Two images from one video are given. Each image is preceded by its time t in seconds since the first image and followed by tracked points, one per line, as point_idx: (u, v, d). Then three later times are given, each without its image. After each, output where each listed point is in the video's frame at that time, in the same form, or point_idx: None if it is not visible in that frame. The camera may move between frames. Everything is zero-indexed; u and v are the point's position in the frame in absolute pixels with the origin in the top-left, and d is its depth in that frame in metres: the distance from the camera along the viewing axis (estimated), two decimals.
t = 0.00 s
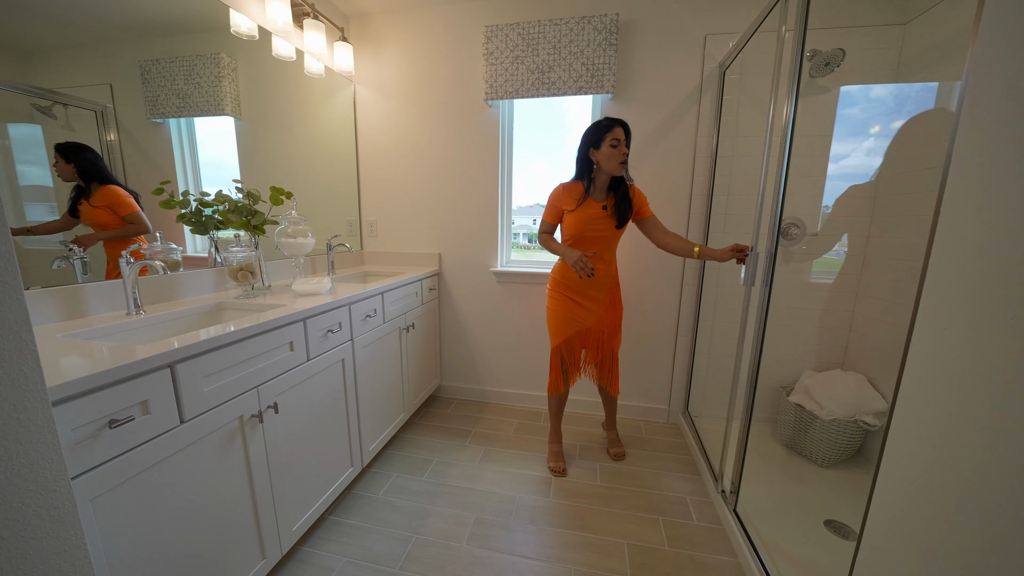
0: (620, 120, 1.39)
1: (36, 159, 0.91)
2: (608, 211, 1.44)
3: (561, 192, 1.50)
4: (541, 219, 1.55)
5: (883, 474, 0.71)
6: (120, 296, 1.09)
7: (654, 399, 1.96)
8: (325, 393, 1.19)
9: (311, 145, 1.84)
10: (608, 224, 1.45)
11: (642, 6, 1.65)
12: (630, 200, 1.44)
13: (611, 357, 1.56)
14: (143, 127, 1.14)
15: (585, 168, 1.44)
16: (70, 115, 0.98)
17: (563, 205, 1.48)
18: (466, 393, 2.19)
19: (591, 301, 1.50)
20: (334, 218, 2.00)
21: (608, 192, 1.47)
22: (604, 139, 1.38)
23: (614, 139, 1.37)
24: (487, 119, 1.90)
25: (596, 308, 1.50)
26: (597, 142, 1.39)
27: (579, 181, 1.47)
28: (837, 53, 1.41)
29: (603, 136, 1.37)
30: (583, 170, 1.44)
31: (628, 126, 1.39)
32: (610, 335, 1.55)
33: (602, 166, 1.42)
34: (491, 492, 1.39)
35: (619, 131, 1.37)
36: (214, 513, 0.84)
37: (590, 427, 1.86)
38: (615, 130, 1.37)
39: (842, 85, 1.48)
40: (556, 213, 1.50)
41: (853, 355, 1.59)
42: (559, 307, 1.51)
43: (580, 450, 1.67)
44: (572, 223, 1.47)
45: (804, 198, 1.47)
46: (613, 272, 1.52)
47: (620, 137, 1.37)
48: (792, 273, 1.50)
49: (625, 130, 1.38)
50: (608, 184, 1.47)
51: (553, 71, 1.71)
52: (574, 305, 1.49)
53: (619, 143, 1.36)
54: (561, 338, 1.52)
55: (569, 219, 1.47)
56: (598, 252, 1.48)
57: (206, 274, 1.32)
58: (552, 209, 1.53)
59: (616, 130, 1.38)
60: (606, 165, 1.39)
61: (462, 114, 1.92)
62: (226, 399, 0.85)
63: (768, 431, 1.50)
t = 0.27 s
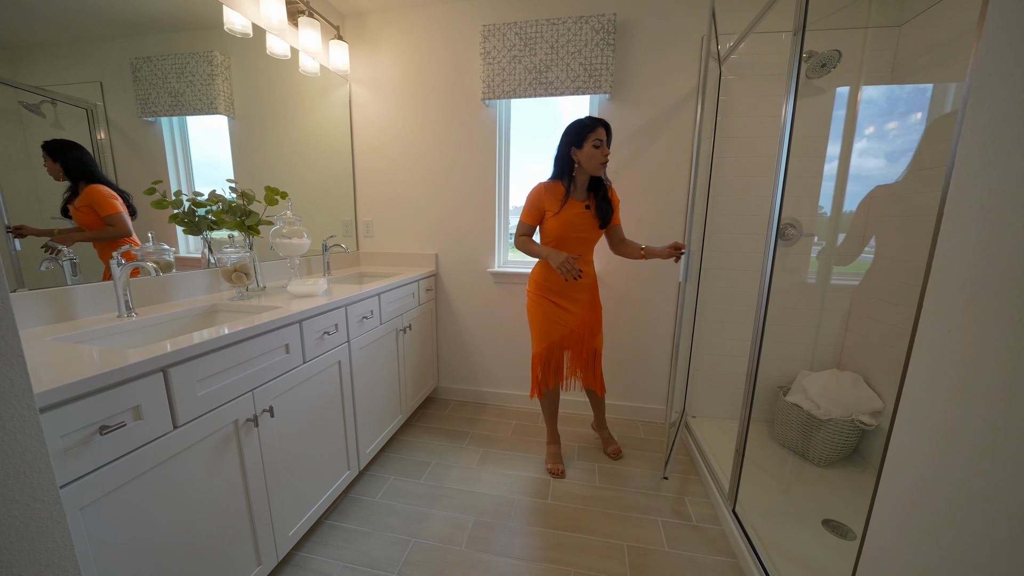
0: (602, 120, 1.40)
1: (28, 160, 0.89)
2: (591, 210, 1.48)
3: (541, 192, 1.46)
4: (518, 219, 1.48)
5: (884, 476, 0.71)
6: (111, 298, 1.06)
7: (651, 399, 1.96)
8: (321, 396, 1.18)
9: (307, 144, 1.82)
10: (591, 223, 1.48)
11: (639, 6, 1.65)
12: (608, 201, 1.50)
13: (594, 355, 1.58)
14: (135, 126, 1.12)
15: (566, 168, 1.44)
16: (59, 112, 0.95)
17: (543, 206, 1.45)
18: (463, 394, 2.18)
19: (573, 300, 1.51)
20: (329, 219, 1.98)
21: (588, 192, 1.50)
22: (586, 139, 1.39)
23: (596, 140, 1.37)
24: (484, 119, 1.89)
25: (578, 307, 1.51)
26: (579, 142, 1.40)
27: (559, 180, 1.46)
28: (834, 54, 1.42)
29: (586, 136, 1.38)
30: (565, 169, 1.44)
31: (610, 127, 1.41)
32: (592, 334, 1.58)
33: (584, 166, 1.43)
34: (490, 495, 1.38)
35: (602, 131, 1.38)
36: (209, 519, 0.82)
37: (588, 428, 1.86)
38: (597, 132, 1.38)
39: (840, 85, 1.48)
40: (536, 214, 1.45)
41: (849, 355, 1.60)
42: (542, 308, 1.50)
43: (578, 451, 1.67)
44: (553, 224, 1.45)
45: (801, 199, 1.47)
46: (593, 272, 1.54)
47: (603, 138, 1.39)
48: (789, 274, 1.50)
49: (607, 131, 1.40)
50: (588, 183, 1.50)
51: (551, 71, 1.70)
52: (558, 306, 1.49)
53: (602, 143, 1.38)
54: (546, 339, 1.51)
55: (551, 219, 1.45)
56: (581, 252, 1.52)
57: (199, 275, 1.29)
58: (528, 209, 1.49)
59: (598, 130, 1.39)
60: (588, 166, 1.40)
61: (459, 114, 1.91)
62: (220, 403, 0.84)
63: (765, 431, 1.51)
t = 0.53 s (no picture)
0: (582, 121, 1.42)
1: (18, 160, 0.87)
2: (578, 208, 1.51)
3: (531, 192, 1.42)
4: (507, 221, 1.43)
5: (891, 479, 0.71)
6: (105, 302, 1.04)
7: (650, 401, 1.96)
8: (321, 400, 1.16)
9: (304, 144, 1.80)
10: (579, 221, 1.51)
11: (640, 7, 1.64)
12: (587, 200, 1.55)
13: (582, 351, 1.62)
14: (127, 125, 1.10)
15: (553, 169, 1.44)
16: (50, 111, 0.93)
17: (533, 208, 1.42)
18: (462, 396, 2.17)
19: (563, 301, 1.52)
20: (327, 220, 1.96)
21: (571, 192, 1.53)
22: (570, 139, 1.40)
23: (580, 141, 1.40)
24: (483, 119, 1.88)
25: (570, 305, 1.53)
26: (564, 142, 1.41)
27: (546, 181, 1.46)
28: (833, 56, 1.42)
29: (570, 137, 1.39)
30: (551, 170, 1.44)
31: (592, 126, 1.43)
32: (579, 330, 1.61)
33: (569, 166, 1.44)
34: (490, 498, 1.37)
35: (586, 132, 1.40)
36: (207, 527, 0.80)
37: (587, 430, 1.85)
38: (581, 133, 1.39)
39: (839, 88, 1.48)
40: (527, 216, 1.42)
41: (848, 356, 1.61)
42: (538, 310, 1.48)
43: (578, 452, 1.66)
44: (543, 225, 1.45)
45: (800, 200, 1.48)
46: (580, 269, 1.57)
47: (586, 138, 1.41)
48: (789, 275, 1.51)
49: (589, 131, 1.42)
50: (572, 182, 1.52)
51: (551, 71, 1.69)
52: (552, 307, 1.49)
53: (585, 144, 1.41)
54: (536, 342, 1.50)
55: (542, 220, 1.44)
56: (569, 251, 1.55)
57: (195, 278, 1.27)
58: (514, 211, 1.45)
59: (581, 130, 1.41)
60: (572, 166, 1.43)
61: (458, 114, 1.90)
62: (218, 409, 0.82)
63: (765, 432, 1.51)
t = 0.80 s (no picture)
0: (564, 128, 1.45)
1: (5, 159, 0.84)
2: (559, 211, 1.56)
3: (522, 197, 1.41)
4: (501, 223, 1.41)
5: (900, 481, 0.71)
6: (98, 305, 1.01)
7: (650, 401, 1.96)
8: (321, 404, 1.15)
9: (300, 144, 1.77)
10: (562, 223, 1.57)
11: (639, 6, 1.64)
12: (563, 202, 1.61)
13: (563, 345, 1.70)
14: (117, 123, 1.06)
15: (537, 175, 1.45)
16: (36, 108, 0.89)
17: (525, 211, 1.42)
18: (461, 398, 2.15)
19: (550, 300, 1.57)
20: (324, 220, 1.93)
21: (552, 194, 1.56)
22: (553, 146, 1.43)
23: (563, 149, 1.44)
24: (482, 119, 1.86)
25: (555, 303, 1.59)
26: (548, 148, 1.43)
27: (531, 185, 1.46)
28: (832, 57, 1.42)
29: (554, 145, 1.41)
30: (536, 175, 1.46)
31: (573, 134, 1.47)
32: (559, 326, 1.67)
33: (551, 171, 1.48)
34: (492, 502, 1.36)
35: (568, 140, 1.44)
36: (206, 537, 0.78)
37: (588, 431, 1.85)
38: (564, 140, 1.43)
39: (837, 88, 1.50)
40: (522, 218, 1.41)
41: (847, 355, 1.62)
42: (528, 312, 1.51)
43: (579, 453, 1.65)
44: (534, 227, 1.47)
45: (800, 201, 1.48)
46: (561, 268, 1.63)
47: (567, 146, 1.45)
48: (788, 276, 1.51)
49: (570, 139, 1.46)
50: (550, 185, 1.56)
51: (551, 71, 1.69)
52: (542, 308, 1.52)
53: (567, 151, 1.45)
54: (526, 342, 1.54)
55: (534, 223, 1.46)
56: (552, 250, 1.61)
57: (191, 279, 1.24)
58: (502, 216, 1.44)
59: (563, 138, 1.44)
60: (555, 172, 1.46)
61: (456, 114, 1.88)
62: (217, 415, 0.80)
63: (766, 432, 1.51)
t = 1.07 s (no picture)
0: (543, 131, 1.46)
1: None
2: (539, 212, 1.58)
3: (507, 198, 1.41)
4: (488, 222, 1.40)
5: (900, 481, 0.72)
6: (87, 308, 0.99)
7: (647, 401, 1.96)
8: (318, 408, 1.13)
9: (294, 143, 1.75)
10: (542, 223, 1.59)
11: (637, 7, 1.64)
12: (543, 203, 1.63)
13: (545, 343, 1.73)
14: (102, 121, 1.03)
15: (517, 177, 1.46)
16: (18, 105, 0.85)
17: (510, 212, 1.42)
18: (457, 399, 2.14)
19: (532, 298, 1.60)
20: (318, 221, 1.91)
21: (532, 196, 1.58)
22: (532, 148, 1.44)
23: (541, 150, 1.45)
24: (478, 119, 1.85)
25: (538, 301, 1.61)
26: (526, 150, 1.44)
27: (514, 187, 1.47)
28: (826, 60, 1.42)
29: (533, 147, 1.42)
30: (517, 177, 1.46)
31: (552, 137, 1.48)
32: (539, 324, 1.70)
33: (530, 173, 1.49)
34: (491, 505, 1.35)
35: (548, 142, 1.45)
36: (202, 546, 0.77)
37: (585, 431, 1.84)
38: (542, 143, 1.44)
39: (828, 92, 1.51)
40: (509, 217, 1.42)
41: (841, 354, 1.64)
42: (513, 310, 1.52)
43: (578, 454, 1.65)
44: (517, 226, 1.48)
45: (795, 202, 1.50)
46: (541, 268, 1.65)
47: (547, 148, 1.46)
48: (784, 276, 1.53)
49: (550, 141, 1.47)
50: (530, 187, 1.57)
51: (548, 71, 1.68)
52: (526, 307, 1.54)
53: (545, 153, 1.46)
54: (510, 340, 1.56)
55: (520, 222, 1.47)
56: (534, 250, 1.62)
57: (183, 281, 1.22)
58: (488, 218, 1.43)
59: (542, 140, 1.45)
60: (534, 174, 1.47)
61: (453, 114, 1.87)
62: (213, 421, 0.78)
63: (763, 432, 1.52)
